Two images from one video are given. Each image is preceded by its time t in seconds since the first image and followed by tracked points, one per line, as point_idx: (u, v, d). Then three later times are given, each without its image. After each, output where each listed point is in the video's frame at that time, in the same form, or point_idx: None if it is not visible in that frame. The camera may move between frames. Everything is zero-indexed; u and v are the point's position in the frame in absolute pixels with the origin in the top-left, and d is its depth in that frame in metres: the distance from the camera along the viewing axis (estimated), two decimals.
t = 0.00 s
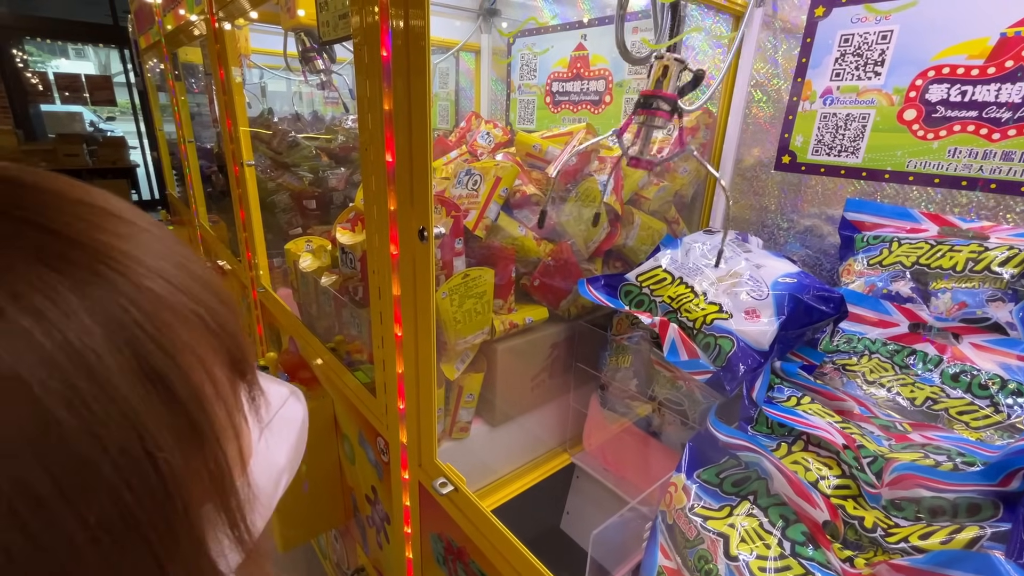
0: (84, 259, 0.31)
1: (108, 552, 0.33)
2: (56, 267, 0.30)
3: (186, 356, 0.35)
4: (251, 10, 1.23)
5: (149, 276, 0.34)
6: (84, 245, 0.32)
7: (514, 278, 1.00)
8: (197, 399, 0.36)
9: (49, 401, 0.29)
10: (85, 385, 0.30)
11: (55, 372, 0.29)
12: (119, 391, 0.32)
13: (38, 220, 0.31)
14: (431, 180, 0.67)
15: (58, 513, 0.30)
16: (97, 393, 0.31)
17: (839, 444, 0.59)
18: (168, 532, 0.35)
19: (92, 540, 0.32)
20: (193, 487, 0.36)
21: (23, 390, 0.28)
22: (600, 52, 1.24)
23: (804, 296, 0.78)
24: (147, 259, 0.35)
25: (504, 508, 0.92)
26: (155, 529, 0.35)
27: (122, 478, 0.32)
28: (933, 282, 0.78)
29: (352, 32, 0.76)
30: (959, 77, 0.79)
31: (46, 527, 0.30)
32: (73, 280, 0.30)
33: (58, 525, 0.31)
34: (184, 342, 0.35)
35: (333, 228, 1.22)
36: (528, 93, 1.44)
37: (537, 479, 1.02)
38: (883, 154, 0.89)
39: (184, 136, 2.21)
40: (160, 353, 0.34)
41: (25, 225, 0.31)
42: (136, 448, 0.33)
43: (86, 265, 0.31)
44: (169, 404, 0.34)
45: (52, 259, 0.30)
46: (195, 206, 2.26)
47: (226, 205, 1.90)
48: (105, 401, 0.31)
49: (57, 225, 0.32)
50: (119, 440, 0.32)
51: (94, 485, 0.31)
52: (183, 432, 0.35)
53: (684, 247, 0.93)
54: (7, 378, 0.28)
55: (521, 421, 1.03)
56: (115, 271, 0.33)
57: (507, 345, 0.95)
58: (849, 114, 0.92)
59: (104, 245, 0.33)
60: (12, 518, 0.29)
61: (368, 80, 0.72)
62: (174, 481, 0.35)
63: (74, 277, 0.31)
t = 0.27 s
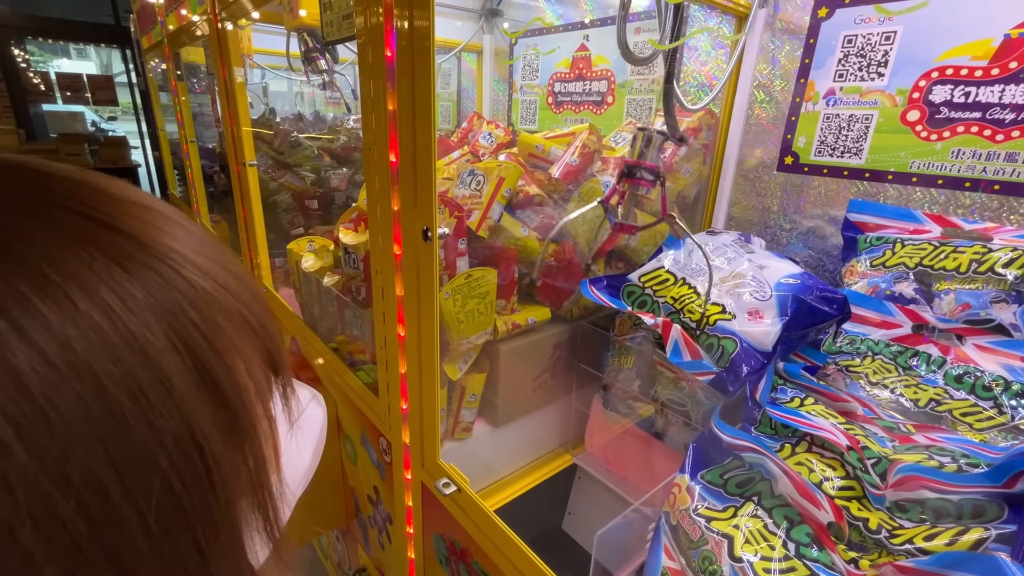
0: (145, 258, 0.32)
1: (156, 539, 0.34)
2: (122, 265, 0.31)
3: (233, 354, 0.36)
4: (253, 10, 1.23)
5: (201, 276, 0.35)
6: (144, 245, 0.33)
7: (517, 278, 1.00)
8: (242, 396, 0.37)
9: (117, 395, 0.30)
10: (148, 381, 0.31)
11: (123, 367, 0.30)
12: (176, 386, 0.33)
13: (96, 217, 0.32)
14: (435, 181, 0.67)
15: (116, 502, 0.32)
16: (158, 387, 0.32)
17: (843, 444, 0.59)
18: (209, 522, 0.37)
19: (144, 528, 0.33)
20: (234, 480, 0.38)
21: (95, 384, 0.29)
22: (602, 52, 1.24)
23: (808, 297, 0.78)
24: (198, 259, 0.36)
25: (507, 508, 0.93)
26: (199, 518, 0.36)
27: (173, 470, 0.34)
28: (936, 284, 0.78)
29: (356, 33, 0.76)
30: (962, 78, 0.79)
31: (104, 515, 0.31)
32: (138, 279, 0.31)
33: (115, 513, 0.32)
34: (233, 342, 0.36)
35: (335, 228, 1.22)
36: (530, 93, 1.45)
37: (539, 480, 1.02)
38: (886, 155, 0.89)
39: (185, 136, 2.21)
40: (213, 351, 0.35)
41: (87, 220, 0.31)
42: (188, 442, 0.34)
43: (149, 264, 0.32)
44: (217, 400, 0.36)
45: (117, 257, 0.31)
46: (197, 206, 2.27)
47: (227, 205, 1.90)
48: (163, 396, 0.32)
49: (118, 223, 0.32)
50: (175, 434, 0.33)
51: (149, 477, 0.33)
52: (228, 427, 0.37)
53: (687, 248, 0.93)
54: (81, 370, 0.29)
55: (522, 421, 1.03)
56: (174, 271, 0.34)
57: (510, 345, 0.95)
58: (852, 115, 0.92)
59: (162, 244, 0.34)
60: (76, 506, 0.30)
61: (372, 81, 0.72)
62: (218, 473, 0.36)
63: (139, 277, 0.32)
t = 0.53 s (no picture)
0: (153, 247, 0.33)
1: (153, 523, 0.34)
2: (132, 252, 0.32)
3: (235, 344, 0.37)
4: (255, 10, 1.23)
5: (206, 267, 0.36)
6: (152, 235, 0.34)
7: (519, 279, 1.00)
8: (242, 386, 0.38)
9: (123, 376, 0.31)
10: (152, 364, 0.32)
11: (128, 349, 0.31)
12: (179, 370, 0.33)
13: (107, 207, 0.33)
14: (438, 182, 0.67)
15: (116, 482, 0.32)
16: (161, 370, 0.32)
17: (846, 446, 0.59)
18: (206, 509, 0.37)
19: (142, 510, 0.33)
20: (231, 468, 0.38)
21: (100, 362, 0.30)
22: (604, 53, 1.24)
23: (803, 299, 0.76)
24: (203, 251, 0.36)
25: (509, 508, 0.93)
26: (196, 504, 0.36)
27: (173, 454, 0.34)
28: (940, 286, 0.77)
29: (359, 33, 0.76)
30: (966, 79, 0.79)
31: (104, 496, 0.32)
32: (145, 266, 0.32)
33: (115, 494, 0.32)
34: (235, 331, 0.37)
35: (337, 228, 1.22)
36: (532, 94, 1.45)
37: (541, 480, 1.02)
38: (889, 156, 0.89)
39: (187, 135, 2.21)
40: (215, 339, 0.35)
41: (100, 211, 0.32)
42: (189, 426, 0.34)
43: (154, 252, 0.33)
44: (219, 387, 0.36)
45: (127, 244, 0.32)
46: (198, 206, 2.27)
47: (229, 205, 1.91)
48: (167, 380, 0.33)
49: (129, 215, 0.33)
50: (176, 418, 0.33)
51: (150, 459, 0.33)
52: (228, 415, 0.37)
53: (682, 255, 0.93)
54: (88, 348, 0.29)
55: (523, 421, 1.03)
56: (180, 261, 0.34)
57: (512, 345, 0.95)
58: (855, 116, 0.92)
59: (169, 235, 0.35)
60: (77, 484, 0.30)
61: (375, 81, 0.72)
62: (216, 459, 0.37)
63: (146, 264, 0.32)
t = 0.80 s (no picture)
0: (132, 215, 0.37)
1: (133, 464, 0.35)
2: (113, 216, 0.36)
3: (210, 300, 0.39)
4: (257, 10, 1.23)
5: (185, 238, 0.39)
6: (133, 206, 0.38)
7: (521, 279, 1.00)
8: (219, 341, 0.39)
9: (100, 313, 0.33)
10: (126, 308, 0.34)
11: (106, 289, 0.33)
12: (155, 316, 0.35)
13: (103, 187, 0.38)
14: (440, 181, 0.67)
15: (95, 417, 0.33)
16: (137, 313, 0.34)
17: (849, 448, 0.59)
18: (185, 454, 0.38)
19: (121, 449, 0.34)
20: (209, 421, 0.39)
21: (79, 299, 0.32)
22: (606, 53, 1.24)
23: (789, 301, 0.75)
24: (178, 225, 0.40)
25: (510, 509, 0.93)
26: (175, 451, 0.37)
27: (151, 395, 0.35)
28: (942, 286, 0.77)
29: (361, 33, 0.76)
30: (969, 80, 0.79)
31: (83, 431, 0.33)
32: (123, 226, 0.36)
33: (94, 429, 0.33)
34: (209, 290, 0.39)
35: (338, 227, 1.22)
36: (534, 94, 1.44)
37: (543, 479, 1.02)
38: (892, 157, 0.89)
39: (188, 134, 2.21)
40: (190, 293, 0.37)
41: (87, 185, 0.36)
42: (165, 370, 0.35)
43: (131, 217, 0.37)
44: (195, 338, 0.38)
45: (109, 211, 0.36)
46: (199, 205, 2.27)
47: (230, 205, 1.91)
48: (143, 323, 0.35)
49: (115, 191, 0.38)
50: (153, 360, 0.35)
51: (128, 399, 0.34)
52: (205, 366, 0.38)
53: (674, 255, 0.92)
54: (67, 285, 0.32)
55: (524, 421, 1.03)
56: (155, 229, 0.38)
57: (513, 345, 0.95)
58: (858, 117, 0.92)
59: (148, 208, 0.39)
60: (58, 416, 0.32)
61: (377, 80, 0.72)
62: (195, 408, 0.38)
63: (124, 225, 0.36)
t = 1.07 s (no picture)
0: (120, 198, 0.39)
1: (125, 416, 0.36)
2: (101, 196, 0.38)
3: (194, 268, 0.41)
4: (259, 9, 1.23)
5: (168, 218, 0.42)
6: (119, 191, 0.40)
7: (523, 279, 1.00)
8: (206, 305, 0.40)
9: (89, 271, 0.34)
10: (114, 267, 0.35)
11: (93, 252, 0.35)
12: (141, 276, 0.37)
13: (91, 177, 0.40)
14: (444, 180, 0.67)
15: (87, 367, 0.34)
16: (124, 273, 0.36)
17: (853, 448, 0.59)
18: (176, 409, 0.38)
19: (113, 400, 0.35)
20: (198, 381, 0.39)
21: (67, 258, 0.34)
22: (608, 52, 1.24)
23: (801, 297, 0.76)
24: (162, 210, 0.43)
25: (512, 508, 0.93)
26: (166, 407, 0.38)
27: (140, 349, 0.36)
28: (946, 287, 0.77)
29: (365, 32, 0.75)
30: (973, 80, 0.78)
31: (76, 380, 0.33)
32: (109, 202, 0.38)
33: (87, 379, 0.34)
34: (193, 261, 0.41)
35: (340, 226, 1.22)
36: (536, 93, 1.44)
37: (545, 479, 1.02)
38: (895, 157, 0.89)
39: (190, 133, 2.21)
40: (174, 261, 0.39)
41: (78, 174, 0.39)
42: (154, 326, 0.37)
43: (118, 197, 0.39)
44: (182, 300, 0.39)
45: (99, 193, 0.38)
46: (200, 204, 2.26)
47: (232, 204, 1.91)
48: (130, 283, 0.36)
49: (104, 181, 0.41)
50: (141, 315, 0.36)
51: (118, 352, 0.35)
52: (194, 328, 0.39)
53: (685, 255, 0.93)
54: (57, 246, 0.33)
55: (526, 422, 1.03)
56: (140, 208, 0.40)
57: (516, 345, 0.95)
58: (861, 117, 0.92)
59: (133, 195, 0.41)
60: (52, 364, 0.32)
61: (381, 79, 0.71)
62: (184, 365, 0.38)
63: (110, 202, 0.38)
